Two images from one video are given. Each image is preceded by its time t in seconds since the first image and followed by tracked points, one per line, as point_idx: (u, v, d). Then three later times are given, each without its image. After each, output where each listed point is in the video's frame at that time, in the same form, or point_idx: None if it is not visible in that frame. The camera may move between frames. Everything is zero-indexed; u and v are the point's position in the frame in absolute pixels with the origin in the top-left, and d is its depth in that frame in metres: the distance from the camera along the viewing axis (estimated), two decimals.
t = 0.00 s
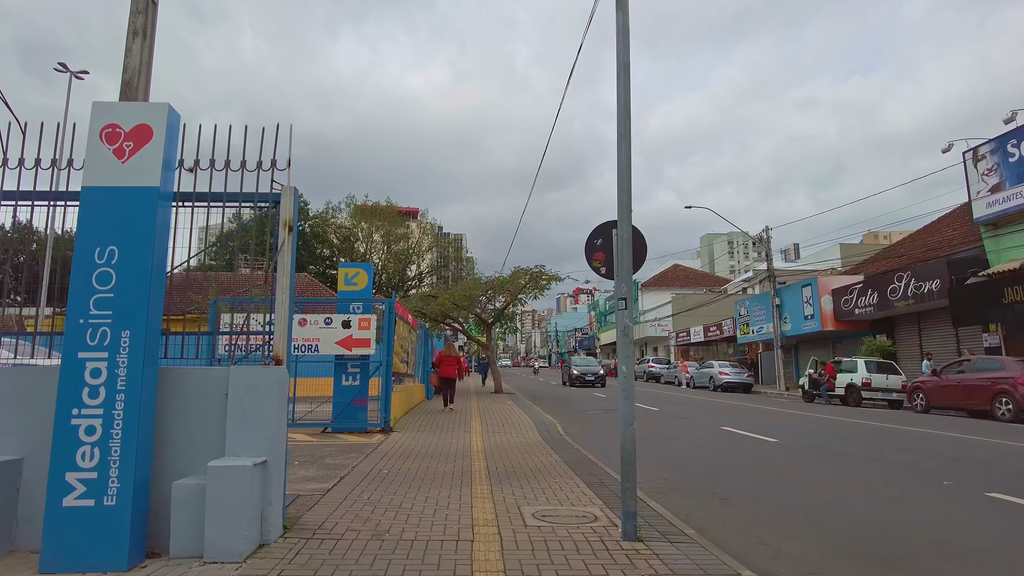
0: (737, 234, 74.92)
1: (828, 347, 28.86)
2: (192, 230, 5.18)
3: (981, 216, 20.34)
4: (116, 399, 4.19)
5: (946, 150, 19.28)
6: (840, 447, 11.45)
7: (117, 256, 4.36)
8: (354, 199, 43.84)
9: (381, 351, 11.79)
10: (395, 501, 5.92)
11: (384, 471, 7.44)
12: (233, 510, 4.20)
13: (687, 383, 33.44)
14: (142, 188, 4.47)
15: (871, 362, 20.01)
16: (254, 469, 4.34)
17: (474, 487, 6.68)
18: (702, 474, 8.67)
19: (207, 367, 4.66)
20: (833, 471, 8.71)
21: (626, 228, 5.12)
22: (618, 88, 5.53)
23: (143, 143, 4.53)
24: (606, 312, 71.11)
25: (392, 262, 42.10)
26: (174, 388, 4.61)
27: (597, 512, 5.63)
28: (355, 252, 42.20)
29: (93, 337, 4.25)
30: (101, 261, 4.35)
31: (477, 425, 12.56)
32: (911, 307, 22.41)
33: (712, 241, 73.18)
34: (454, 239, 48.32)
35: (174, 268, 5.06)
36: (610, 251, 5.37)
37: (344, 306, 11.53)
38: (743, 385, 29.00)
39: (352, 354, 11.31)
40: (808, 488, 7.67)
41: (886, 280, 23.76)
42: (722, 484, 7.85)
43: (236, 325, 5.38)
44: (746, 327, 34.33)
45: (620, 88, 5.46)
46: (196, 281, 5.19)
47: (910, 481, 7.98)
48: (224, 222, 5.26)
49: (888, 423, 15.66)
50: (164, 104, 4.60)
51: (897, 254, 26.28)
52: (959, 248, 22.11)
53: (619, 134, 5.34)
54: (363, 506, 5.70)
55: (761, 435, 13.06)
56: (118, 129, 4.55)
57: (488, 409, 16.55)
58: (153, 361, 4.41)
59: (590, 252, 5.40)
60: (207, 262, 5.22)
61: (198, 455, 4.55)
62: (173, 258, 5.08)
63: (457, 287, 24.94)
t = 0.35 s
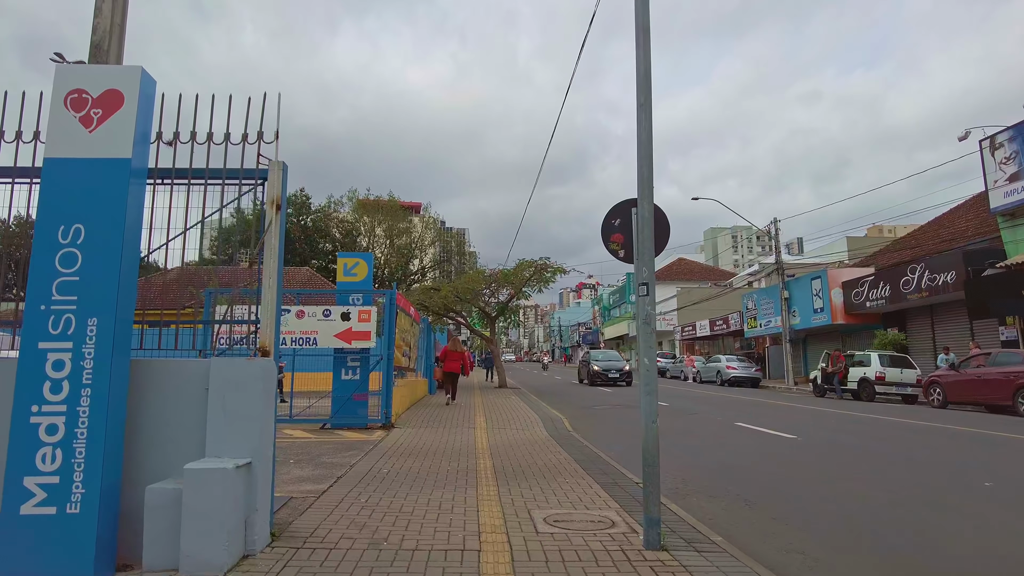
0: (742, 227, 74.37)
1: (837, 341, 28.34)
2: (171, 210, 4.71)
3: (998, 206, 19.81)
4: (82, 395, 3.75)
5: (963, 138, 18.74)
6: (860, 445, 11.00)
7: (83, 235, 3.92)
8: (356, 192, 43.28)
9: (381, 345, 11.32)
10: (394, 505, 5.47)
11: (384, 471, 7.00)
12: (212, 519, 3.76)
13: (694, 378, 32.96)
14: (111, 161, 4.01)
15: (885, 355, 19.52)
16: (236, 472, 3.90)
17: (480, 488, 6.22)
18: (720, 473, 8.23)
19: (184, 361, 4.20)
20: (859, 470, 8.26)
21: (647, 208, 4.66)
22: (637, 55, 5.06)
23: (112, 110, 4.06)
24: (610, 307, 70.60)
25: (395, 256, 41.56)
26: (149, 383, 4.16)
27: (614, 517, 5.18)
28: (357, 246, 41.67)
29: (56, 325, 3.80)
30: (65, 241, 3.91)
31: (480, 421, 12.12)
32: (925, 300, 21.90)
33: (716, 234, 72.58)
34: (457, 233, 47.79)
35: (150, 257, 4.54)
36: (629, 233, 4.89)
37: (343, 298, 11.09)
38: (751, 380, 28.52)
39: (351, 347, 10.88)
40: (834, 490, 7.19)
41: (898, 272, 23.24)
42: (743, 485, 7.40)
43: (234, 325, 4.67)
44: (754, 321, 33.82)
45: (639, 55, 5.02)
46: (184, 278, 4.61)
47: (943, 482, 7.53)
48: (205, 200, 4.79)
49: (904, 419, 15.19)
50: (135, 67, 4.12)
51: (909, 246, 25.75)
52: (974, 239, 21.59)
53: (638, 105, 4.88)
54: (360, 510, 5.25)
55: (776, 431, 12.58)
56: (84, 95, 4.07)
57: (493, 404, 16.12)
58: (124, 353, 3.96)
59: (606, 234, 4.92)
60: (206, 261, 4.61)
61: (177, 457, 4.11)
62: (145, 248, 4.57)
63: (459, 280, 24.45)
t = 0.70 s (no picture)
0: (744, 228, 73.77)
1: (847, 342, 27.82)
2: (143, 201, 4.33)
3: (1016, 204, 19.29)
4: (33, 411, 3.29)
5: (981, 134, 18.22)
6: (881, 452, 10.54)
7: (37, 228, 3.46)
8: (358, 192, 42.80)
9: (381, 347, 10.86)
10: (392, 526, 5.01)
11: (381, 485, 6.55)
12: (180, 554, 3.28)
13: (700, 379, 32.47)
14: (69, 146, 3.55)
15: (899, 357, 19.04)
16: (211, 497, 3.43)
17: (486, 505, 5.77)
18: (743, 487, 7.76)
19: (157, 369, 3.74)
20: (889, 485, 7.79)
21: (673, 198, 4.21)
22: (661, 32, 4.61)
23: (72, 88, 3.59)
24: (613, 306, 70.11)
25: (397, 256, 41.05)
26: (119, 394, 3.72)
27: (634, 542, 4.72)
28: (360, 246, 41.23)
29: (4, 331, 3.34)
30: (16, 236, 3.45)
31: (484, 426, 11.66)
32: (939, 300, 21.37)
33: (720, 233, 72.07)
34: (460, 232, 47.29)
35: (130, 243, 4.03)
36: (651, 228, 4.40)
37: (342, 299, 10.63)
38: (759, 382, 28.03)
39: (351, 350, 10.44)
40: (863, 505, 6.76)
41: (911, 272, 22.71)
42: (767, 500, 6.96)
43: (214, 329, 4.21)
44: (761, 321, 33.31)
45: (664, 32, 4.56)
46: (179, 278, 4.16)
47: (980, 497, 7.09)
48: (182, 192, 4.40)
49: (921, 423, 14.70)
50: (98, 41, 3.65)
51: (921, 246, 25.20)
52: (990, 238, 21.06)
53: (663, 88, 4.45)
54: (355, 532, 4.81)
55: (791, 437, 12.13)
56: (40, 71, 3.61)
57: (496, 407, 15.69)
58: (86, 365, 3.49)
59: (627, 229, 4.43)
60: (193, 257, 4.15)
61: (152, 477, 3.67)
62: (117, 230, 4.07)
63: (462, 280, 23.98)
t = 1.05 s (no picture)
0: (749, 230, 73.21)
1: (857, 344, 27.26)
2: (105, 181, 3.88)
3: None
4: None
5: (997, 128, 17.73)
6: (904, 456, 10.06)
7: None
8: (360, 194, 42.38)
9: (379, 348, 10.36)
10: (385, 541, 4.55)
11: (376, 493, 6.08)
12: None
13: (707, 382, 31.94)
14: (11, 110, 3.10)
15: (913, 358, 18.52)
16: (171, 513, 2.93)
17: (489, 517, 5.31)
18: (763, 493, 7.28)
19: (114, 367, 3.28)
20: (920, 490, 7.32)
21: (698, 174, 3.79)
22: None
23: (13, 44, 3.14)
24: (617, 308, 69.60)
25: (400, 258, 40.60)
26: (74, 395, 3.28)
27: (653, 560, 4.24)
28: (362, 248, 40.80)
29: None
30: None
31: (487, 430, 11.17)
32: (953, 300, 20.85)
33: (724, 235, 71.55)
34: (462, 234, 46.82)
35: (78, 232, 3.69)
36: (672, 209, 3.95)
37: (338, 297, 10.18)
38: (768, 385, 27.50)
39: (347, 351, 9.99)
40: (896, 510, 6.27)
41: (924, 271, 22.19)
42: (792, 507, 6.49)
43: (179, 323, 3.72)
44: (768, 323, 32.77)
45: None
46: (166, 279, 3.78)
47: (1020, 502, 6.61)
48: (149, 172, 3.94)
49: (939, 426, 14.16)
50: None
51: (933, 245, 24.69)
52: (1005, 236, 20.54)
53: (685, 53, 4.01)
54: (344, 549, 4.34)
55: (807, 441, 11.62)
56: None
57: (500, 410, 15.24)
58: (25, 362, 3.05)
59: (646, 210, 3.98)
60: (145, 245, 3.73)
61: (111, 488, 3.24)
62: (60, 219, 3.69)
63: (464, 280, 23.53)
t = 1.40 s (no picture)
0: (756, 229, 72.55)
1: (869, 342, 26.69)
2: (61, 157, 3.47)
3: None
4: None
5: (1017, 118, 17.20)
6: (931, 459, 9.55)
7: None
8: (364, 193, 42.06)
9: (379, 347, 9.94)
10: (379, 558, 4.10)
11: (373, 501, 5.64)
12: None
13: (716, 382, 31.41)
14: None
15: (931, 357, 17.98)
16: (118, 537, 2.48)
17: (494, 529, 4.86)
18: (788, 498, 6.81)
19: (61, 369, 2.85)
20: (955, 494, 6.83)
21: (731, 147, 3.35)
22: None
23: None
24: (623, 308, 69.09)
25: (404, 258, 40.23)
26: (15, 401, 2.85)
27: None
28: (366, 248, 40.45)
29: None
30: None
31: (492, 433, 10.71)
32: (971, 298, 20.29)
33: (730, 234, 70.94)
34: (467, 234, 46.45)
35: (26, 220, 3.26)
36: (700, 187, 3.52)
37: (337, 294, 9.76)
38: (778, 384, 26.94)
39: (345, 350, 9.56)
40: (935, 514, 5.79)
41: (940, 268, 21.63)
42: (821, 514, 6.01)
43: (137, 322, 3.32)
44: (778, 322, 32.21)
45: None
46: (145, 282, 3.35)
47: None
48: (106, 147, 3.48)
49: (961, 428, 13.64)
50: None
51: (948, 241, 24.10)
52: None
53: (714, 12, 3.57)
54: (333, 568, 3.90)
55: (827, 443, 11.12)
56: None
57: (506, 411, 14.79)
58: None
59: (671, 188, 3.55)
60: (100, 233, 3.31)
61: (58, 505, 2.81)
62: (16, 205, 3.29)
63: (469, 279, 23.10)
